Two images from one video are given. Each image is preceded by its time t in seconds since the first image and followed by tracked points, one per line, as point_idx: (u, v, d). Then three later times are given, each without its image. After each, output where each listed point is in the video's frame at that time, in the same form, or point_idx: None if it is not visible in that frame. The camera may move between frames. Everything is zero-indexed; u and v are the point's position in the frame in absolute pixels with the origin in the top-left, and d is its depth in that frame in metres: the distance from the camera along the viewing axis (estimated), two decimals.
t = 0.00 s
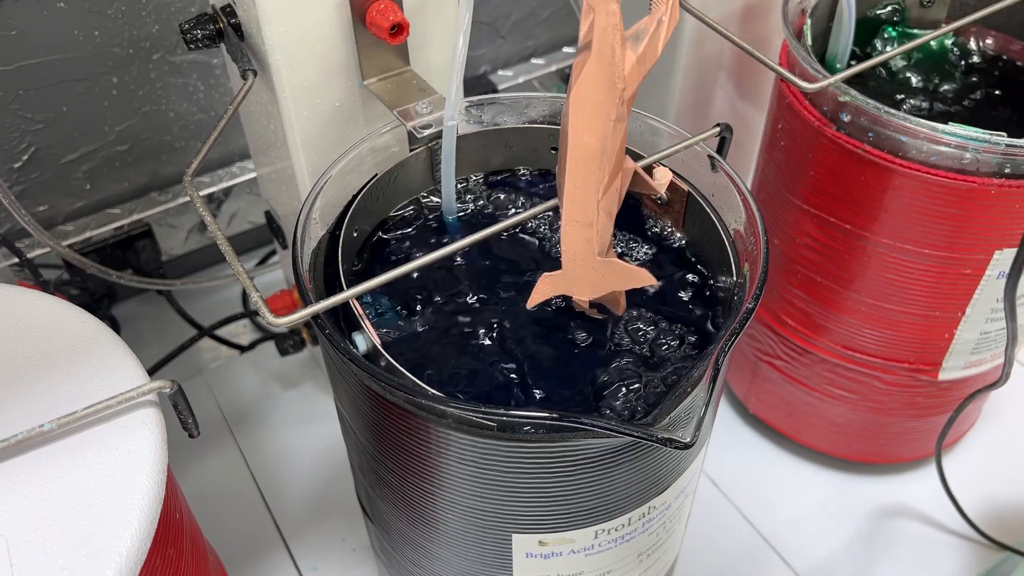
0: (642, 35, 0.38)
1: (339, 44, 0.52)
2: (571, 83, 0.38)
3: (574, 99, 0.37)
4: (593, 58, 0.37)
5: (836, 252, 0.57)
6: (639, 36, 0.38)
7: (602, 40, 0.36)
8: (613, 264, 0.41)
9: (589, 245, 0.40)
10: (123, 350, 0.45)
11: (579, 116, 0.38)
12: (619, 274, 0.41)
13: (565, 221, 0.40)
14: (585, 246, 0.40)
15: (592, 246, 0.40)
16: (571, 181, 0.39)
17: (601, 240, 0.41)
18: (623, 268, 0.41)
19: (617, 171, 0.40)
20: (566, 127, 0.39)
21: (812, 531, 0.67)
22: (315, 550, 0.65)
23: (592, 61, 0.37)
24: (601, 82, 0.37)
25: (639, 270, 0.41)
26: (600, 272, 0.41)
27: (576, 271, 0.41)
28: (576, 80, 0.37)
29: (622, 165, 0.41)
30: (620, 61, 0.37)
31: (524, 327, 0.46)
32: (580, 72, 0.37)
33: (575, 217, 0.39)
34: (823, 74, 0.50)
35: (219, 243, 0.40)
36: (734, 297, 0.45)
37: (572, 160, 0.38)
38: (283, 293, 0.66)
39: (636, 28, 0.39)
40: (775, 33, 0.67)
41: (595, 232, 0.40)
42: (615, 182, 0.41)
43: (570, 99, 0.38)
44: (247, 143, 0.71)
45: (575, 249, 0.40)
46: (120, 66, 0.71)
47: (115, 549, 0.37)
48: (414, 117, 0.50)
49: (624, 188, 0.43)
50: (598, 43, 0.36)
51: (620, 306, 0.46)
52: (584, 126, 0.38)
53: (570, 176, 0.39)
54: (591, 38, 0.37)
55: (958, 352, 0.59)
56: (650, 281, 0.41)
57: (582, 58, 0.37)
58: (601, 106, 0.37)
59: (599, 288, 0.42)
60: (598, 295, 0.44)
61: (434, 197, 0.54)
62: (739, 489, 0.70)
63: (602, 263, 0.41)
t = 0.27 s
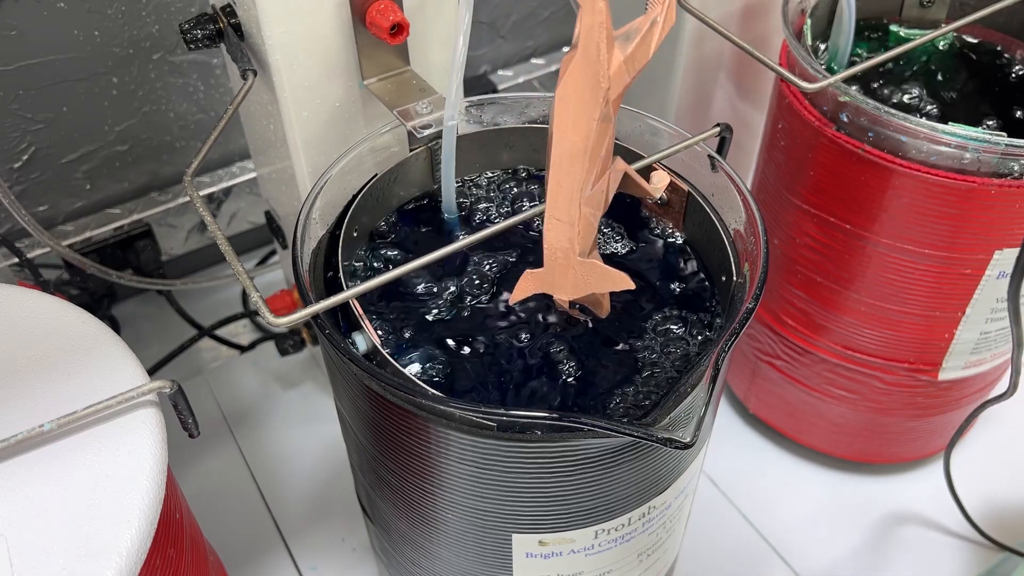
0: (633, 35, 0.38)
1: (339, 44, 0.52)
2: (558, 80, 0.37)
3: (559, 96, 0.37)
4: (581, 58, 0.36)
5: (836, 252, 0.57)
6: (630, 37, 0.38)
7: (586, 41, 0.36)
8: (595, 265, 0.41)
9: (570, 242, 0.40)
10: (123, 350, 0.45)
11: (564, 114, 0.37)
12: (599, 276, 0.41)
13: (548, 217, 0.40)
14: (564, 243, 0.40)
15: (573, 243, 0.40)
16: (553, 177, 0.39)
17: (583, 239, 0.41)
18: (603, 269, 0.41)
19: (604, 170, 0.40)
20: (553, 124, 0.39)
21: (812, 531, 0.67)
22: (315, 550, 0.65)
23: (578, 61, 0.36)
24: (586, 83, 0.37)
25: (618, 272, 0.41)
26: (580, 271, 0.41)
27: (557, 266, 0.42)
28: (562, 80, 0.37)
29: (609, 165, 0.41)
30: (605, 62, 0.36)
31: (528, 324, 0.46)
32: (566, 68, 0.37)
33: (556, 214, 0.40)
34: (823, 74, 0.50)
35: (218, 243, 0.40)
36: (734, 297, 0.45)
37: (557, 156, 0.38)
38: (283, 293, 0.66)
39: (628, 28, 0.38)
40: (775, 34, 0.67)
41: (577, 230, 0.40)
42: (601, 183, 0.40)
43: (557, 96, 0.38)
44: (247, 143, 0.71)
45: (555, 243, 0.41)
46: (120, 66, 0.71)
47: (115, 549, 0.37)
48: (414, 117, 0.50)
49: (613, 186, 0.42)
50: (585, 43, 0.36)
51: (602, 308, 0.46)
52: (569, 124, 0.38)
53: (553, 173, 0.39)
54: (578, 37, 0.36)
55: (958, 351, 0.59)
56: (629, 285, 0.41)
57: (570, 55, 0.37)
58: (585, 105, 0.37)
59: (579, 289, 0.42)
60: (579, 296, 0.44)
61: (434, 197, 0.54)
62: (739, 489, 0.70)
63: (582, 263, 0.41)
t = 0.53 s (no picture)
0: (623, 31, 0.38)
1: (339, 44, 0.52)
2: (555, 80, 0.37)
3: (557, 96, 0.37)
4: (579, 57, 0.36)
5: (836, 252, 0.57)
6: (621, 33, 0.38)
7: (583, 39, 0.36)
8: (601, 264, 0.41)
9: (577, 245, 0.40)
10: (123, 350, 0.45)
11: (563, 114, 0.37)
12: (606, 275, 0.41)
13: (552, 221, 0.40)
14: (571, 245, 0.40)
15: (579, 245, 0.40)
16: (556, 179, 0.38)
17: (588, 238, 0.41)
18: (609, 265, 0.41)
19: (604, 169, 0.40)
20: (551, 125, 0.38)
21: (812, 531, 0.67)
22: (315, 550, 0.65)
23: (576, 59, 0.36)
24: (586, 81, 0.36)
25: (625, 268, 0.41)
26: (587, 271, 0.41)
27: (563, 270, 0.41)
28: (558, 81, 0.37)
29: (608, 164, 0.41)
30: (603, 59, 0.36)
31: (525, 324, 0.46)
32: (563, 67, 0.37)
33: (562, 217, 0.39)
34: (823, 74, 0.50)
35: (218, 243, 0.40)
36: (733, 297, 0.45)
37: (558, 158, 0.38)
38: (283, 293, 0.66)
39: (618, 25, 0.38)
40: (775, 34, 0.67)
41: (582, 232, 0.40)
42: (601, 182, 0.40)
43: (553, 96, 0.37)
44: (247, 143, 0.71)
45: (562, 247, 0.40)
46: (120, 66, 0.71)
47: (115, 549, 0.37)
48: (414, 117, 0.50)
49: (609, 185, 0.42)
50: (582, 41, 0.36)
51: (608, 305, 0.46)
52: (569, 124, 0.37)
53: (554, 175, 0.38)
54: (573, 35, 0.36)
55: (958, 351, 0.59)
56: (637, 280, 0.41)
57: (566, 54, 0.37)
58: (585, 104, 0.37)
59: (582, 289, 0.42)
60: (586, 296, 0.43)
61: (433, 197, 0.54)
62: (739, 489, 0.70)
63: (588, 262, 0.41)
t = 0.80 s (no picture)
0: (618, 34, 0.37)
1: (339, 44, 0.52)
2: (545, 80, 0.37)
3: (547, 96, 0.37)
4: (569, 58, 0.36)
5: (836, 252, 0.57)
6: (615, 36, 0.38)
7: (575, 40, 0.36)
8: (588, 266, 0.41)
9: (564, 246, 0.40)
10: (123, 350, 0.45)
11: (554, 115, 0.37)
12: (593, 278, 0.41)
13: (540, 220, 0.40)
14: (557, 247, 0.40)
15: (566, 247, 0.40)
16: (545, 179, 0.38)
17: (576, 240, 0.41)
18: (592, 268, 0.41)
19: (594, 172, 0.40)
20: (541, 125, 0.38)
21: (812, 531, 0.67)
22: (315, 550, 0.65)
23: (565, 61, 0.36)
24: (574, 83, 0.36)
25: (613, 273, 0.41)
26: (575, 274, 0.41)
27: (550, 271, 0.41)
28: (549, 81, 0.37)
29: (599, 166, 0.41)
30: (593, 61, 0.36)
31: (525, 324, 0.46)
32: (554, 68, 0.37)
33: (549, 217, 0.39)
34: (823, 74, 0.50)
35: (219, 243, 0.40)
36: (734, 297, 0.45)
37: (547, 158, 0.38)
38: (283, 293, 0.66)
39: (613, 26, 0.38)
40: (775, 34, 0.67)
41: (569, 234, 0.40)
42: (591, 184, 0.40)
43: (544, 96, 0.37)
44: (247, 143, 0.71)
45: (549, 248, 0.40)
46: (120, 66, 0.71)
47: (115, 549, 0.37)
48: (414, 117, 0.50)
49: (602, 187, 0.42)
50: (572, 43, 0.36)
51: (598, 311, 0.45)
52: (558, 126, 0.37)
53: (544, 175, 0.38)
54: (564, 35, 0.36)
55: (958, 351, 0.59)
56: (623, 286, 0.41)
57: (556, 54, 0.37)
58: (574, 105, 0.37)
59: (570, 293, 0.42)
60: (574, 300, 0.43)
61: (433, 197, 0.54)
62: (739, 489, 0.70)
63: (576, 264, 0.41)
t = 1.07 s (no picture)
0: (615, 41, 0.37)
1: (339, 44, 0.52)
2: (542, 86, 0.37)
3: (544, 103, 0.37)
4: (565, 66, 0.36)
5: (836, 252, 0.58)
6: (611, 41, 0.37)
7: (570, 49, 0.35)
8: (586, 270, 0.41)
9: (562, 250, 0.40)
10: (123, 350, 0.45)
11: (550, 122, 0.37)
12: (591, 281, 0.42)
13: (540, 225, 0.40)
14: (556, 250, 0.40)
15: (565, 250, 0.40)
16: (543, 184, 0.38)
17: (574, 244, 0.41)
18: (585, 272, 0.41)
19: (592, 176, 0.40)
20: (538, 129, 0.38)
21: (812, 531, 0.67)
22: (315, 550, 0.65)
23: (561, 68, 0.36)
24: (571, 91, 0.36)
25: (611, 277, 0.41)
26: (573, 278, 0.41)
27: (549, 274, 0.42)
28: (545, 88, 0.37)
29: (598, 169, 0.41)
30: (589, 69, 0.35)
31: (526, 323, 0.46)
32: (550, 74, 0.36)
33: (548, 221, 0.39)
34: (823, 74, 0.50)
35: (219, 243, 0.40)
36: (733, 297, 0.45)
37: (544, 164, 0.38)
38: (283, 293, 0.66)
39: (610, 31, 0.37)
40: (775, 34, 0.67)
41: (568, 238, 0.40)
42: (590, 187, 0.40)
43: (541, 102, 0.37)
44: (247, 142, 0.71)
45: (548, 251, 0.40)
46: (120, 66, 0.71)
47: (115, 549, 0.37)
48: (414, 117, 0.50)
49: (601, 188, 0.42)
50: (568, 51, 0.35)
51: (598, 313, 0.46)
52: (555, 133, 0.37)
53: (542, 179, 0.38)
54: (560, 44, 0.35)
55: (958, 352, 0.59)
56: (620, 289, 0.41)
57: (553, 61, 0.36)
58: (571, 113, 0.36)
59: (566, 296, 0.42)
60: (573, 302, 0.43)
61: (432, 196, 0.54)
62: (739, 489, 0.70)
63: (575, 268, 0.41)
